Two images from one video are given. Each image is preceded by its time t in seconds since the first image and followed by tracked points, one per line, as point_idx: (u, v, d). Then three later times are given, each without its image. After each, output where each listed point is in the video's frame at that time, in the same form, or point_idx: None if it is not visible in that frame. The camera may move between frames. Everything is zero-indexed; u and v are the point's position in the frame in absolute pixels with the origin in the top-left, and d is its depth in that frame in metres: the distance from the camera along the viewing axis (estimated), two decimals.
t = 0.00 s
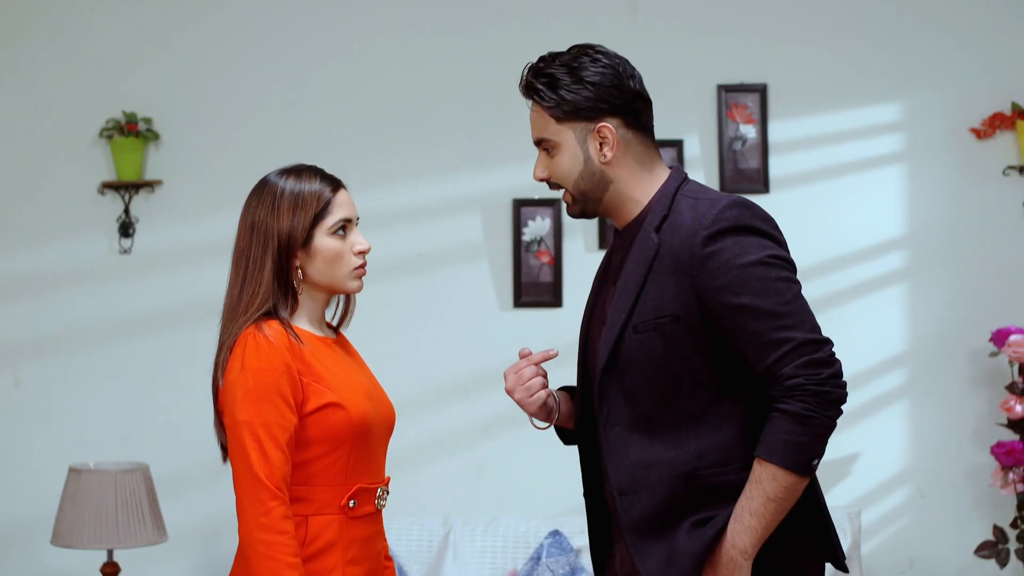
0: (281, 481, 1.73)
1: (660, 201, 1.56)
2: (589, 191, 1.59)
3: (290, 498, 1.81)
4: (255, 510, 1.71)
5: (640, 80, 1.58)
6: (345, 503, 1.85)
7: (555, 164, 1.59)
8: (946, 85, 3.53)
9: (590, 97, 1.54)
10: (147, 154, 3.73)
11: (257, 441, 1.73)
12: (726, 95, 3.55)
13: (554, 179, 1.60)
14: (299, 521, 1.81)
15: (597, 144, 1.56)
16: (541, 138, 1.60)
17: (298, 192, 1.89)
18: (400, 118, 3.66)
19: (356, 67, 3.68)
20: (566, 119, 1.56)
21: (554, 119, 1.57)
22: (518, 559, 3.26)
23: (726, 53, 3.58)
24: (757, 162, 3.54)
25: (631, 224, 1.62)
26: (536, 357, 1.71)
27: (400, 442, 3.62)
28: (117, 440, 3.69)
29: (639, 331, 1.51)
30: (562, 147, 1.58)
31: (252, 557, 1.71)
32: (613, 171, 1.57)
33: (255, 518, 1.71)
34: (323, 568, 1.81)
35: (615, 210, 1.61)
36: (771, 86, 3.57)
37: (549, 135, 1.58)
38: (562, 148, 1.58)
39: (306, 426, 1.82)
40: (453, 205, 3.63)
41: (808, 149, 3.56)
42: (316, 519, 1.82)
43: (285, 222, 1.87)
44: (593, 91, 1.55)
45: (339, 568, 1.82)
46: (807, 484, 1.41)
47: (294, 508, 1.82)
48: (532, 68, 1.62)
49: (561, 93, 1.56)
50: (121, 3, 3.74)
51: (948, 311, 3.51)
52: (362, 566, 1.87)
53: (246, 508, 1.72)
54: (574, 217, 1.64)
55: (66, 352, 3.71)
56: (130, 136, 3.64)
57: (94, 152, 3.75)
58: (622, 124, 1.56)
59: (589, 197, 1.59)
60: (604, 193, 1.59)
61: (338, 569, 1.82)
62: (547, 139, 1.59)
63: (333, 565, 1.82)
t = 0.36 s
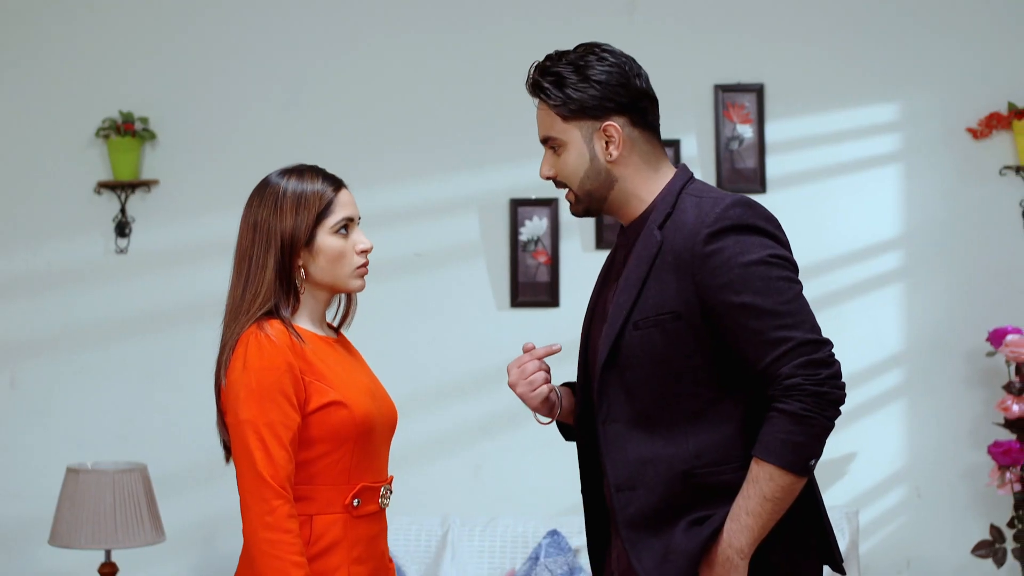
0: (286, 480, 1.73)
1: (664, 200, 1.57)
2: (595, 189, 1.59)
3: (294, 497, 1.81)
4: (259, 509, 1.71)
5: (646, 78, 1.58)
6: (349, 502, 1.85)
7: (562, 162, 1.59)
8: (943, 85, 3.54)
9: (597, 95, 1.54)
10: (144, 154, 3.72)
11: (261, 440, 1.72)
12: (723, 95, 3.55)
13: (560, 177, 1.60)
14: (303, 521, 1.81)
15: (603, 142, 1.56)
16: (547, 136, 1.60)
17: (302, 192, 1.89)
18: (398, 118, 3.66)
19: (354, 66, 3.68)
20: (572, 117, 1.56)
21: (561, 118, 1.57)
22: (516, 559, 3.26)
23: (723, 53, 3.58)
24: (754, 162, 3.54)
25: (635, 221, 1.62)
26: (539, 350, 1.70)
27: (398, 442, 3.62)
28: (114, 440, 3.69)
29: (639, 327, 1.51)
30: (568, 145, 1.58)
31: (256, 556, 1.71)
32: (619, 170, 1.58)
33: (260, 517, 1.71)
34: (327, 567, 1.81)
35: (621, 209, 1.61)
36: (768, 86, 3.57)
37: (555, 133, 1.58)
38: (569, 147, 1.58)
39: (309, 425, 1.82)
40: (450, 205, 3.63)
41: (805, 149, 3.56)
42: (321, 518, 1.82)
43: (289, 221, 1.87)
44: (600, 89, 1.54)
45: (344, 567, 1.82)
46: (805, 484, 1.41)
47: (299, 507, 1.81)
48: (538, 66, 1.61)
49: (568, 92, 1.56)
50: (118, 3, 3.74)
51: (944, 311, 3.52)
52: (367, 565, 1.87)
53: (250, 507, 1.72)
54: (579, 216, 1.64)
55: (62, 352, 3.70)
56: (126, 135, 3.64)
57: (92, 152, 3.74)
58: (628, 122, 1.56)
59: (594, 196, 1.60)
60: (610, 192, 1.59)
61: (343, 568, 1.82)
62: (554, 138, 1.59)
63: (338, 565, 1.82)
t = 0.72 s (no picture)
0: (288, 480, 1.74)
1: (668, 198, 1.57)
2: (602, 191, 1.58)
3: (296, 497, 1.81)
4: (262, 508, 1.72)
5: (647, 78, 1.59)
6: (352, 501, 1.85)
7: (569, 164, 1.57)
8: (940, 84, 3.54)
9: (605, 95, 1.54)
10: (140, 154, 3.72)
11: (263, 440, 1.73)
12: (721, 95, 3.55)
13: (565, 180, 1.58)
14: (306, 521, 1.81)
15: (611, 143, 1.56)
16: (552, 138, 1.58)
17: (304, 192, 1.89)
18: (396, 118, 3.66)
19: (351, 66, 3.67)
20: (580, 118, 1.55)
21: (568, 119, 1.56)
22: (514, 558, 3.26)
23: (721, 52, 3.58)
24: (751, 162, 3.55)
25: (638, 221, 1.63)
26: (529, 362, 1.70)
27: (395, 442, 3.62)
28: (110, 440, 3.69)
29: (646, 326, 1.51)
30: (576, 146, 1.56)
31: (259, 556, 1.71)
32: (627, 170, 1.58)
33: (263, 517, 1.71)
34: (330, 567, 1.81)
35: (626, 208, 1.61)
36: (766, 85, 3.57)
37: (562, 135, 1.57)
38: (575, 148, 1.56)
39: (310, 425, 1.82)
40: (447, 205, 3.63)
41: (803, 148, 3.56)
42: (323, 517, 1.82)
43: (291, 222, 1.87)
44: (606, 90, 1.55)
45: (347, 567, 1.82)
46: (813, 482, 1.41)
47: (301, 506, 1.81)
48: (540, 68, 1.61)
49: (575, 92, 1.55)
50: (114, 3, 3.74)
51: (941, 311, 3.52)
52: (369, 564, 1.87)
53: (253, 507, 1.72)
54: (583, 218, 1.62)
55: (58, 351, 3.70)
56: (123, 135, 3.64)
57: (88, 151, 3.74)
58: (636, 122, 1.56)
59: (601, 197, 1.59)
60: (616, 192, 1.59)
61: (346, 568, 1.82)
62: (559, 140, 1.57)
63: (340, 564, 1.82)
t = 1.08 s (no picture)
0: (287, 480, 1.74)
1: (677, 195, 1.59)
2: (615, 191, 1.57)
3: (295, 498, 1.81)
4: (261, 509, 1.71)
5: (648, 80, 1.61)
6: (351, 501, 1.85)
7: (585, 162, 1.54)
8: (933, 85, 3.55)
9: (622, 94, 1.55)
10: (134, 153, 3.72)
11: (261, 440, 1.73)
12: (715, 95, 3.56)
13: (577, 180, 1.55)
14: (305, 521, 1.80)
15: (627, 143, 1.56)
16: (567, 137, 1.55)
17: (301, 192, 1.89)
18: (390, 118, 3.66)
19: (345, 65, 3.67)
20: (598, 116, 1.54)
21: (585, 118, 1.55)
22: (509, 559, 3.26)
23: (714, 52, 3.59)
24: (745, 162, 3.55)
25: (640, 222, 1.63)
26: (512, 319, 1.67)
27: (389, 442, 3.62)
28: (104, 440, 3.68)
29: (664, 322, 1.50)
30: (594, 145, 1.54)
31: (259, 557, 1.71)
32: (639, 171, 1.58)
33: (261, 517, 1.71)
34: (330, 567, 1.81)
35: (630, 211, 1.61)
36: (759, 86, 3.58)
37: (579, 133, 1.54)
38: (592, 147, 1.54)
39: (309, 424, 1.82)
40: (441, 204, 3.63)
41: (797, 149, 3.57)
42: (322, 517, 1.82)
43: (288, 222, 1.87)
44: (622, 89, 1.56)
45: (347, 567, 1.82)
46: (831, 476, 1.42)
47: (300, 507, 1.81)
48: (548, 65, 1.59)
49: (592, 90, 1.54)
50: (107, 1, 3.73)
51: (935, 311, 3.53)
52: (369, 564, 1.87)
53: (251, 508, 1.72)
54: (589, 221, 1.60)
55: (51, 351, 3.69)
56: (116, 134, 3.63)
57: (81, 151, 3.73)
58: (648, 124, 1.58)
59: (612, 197, 1.57)
60: (627, 193, 1.59)
61: (345, 567, 1.82)
62: (573, 139, 1.55)
63: (339, 564, 1.81)
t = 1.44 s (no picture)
0: (287, 480, 1.73)
1: (681, 191, 1.60)
2: (610, 190, 1.57)
3: (296, 498, 1.81)
4: (261, 509, 1.71)
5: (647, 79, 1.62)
6: (352, 501, 1.84)
7: (580, 161, 1.55)
8: (924, 85, 3.56)
9: (619, 94, 1.55)
10: (124, 153, 3.71)
11: (261, 440, 1.72)
12: (706, 95, 3.56)
13: (571, 177, 1.55)
14: (306, 521, 1.80)
15: (624, 143, 1.56)
16: (563, 136, 1.55)
17: (298, 192, 1.88)
18: (381, 117, 3.65)
19: (336, 64, 3.67)
20: (594, 116, 1.55)
21: (581, 116, 1.55)
22: (501, 558, 3.26)
23: (706, 53, 3.59)
24: (737, 163, 3.55)
25: (640, 221, 1.63)
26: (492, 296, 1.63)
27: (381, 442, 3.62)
28: (94, 440, 3.67)
29: (674, 317, 1.51)
30: (589, 144, 1.55)
31: (260, 557, 1.71)
32: (636, 170, 1.58)
33: (262, 518, 1.71)
34: (331, 567, 1.80)
35: (629, 210, 1.62)
36: (751, 86, 3.58)
37: (575, 132, 1.55)
38: (588, 145, 1.55)
39: (308, 424, 1.81)
40: (432, 204, 3.63)
41: (788, 149, 3.58)
42: (323, 517, 1.81)
43: (286, 222, 1.86)
44: (621, 88, 1.56)
45: (347, 567, 1.82)
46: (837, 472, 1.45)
47: (300, 507, 1.81)
48: (546, 65, 1.58)
49: (589, 89, 1.54)
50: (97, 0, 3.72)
51: (926, 311, 3.54)
52: (369, 564, 1.86)
53: (252, 508, 1.72)
54: (584, 219, 1.60)
55: (41, 351, 3.68)
56: (107, 134, 3.62)
57: (72, 150, 3.72)
58: (646, 124, 1.58)
59: (608, 196, 1.58)
60: (623, 192, 1.59)
61: (346, 568, 1.82)
62: (570, 136, 1.55)
63: (340, 565, 1.81)
